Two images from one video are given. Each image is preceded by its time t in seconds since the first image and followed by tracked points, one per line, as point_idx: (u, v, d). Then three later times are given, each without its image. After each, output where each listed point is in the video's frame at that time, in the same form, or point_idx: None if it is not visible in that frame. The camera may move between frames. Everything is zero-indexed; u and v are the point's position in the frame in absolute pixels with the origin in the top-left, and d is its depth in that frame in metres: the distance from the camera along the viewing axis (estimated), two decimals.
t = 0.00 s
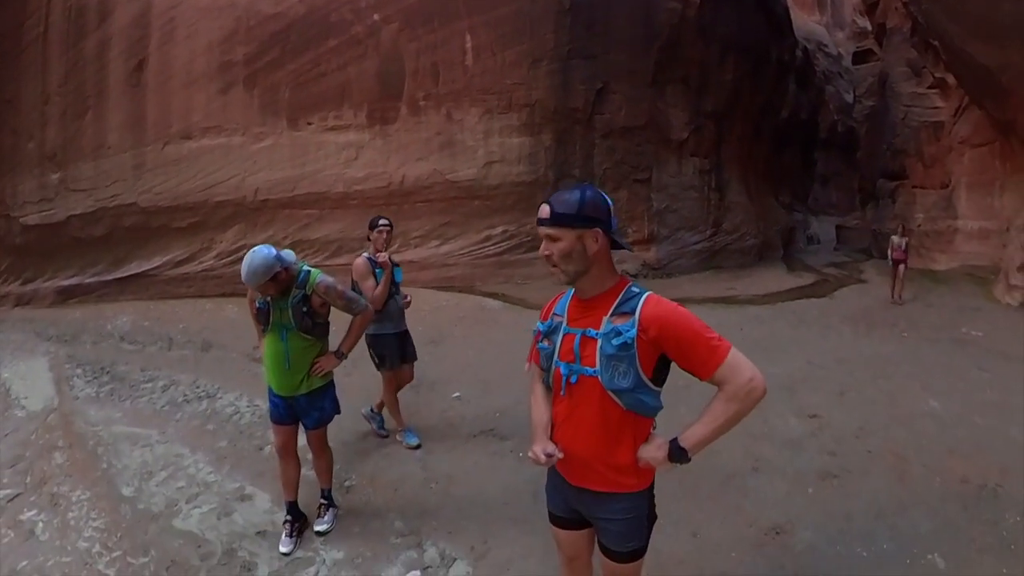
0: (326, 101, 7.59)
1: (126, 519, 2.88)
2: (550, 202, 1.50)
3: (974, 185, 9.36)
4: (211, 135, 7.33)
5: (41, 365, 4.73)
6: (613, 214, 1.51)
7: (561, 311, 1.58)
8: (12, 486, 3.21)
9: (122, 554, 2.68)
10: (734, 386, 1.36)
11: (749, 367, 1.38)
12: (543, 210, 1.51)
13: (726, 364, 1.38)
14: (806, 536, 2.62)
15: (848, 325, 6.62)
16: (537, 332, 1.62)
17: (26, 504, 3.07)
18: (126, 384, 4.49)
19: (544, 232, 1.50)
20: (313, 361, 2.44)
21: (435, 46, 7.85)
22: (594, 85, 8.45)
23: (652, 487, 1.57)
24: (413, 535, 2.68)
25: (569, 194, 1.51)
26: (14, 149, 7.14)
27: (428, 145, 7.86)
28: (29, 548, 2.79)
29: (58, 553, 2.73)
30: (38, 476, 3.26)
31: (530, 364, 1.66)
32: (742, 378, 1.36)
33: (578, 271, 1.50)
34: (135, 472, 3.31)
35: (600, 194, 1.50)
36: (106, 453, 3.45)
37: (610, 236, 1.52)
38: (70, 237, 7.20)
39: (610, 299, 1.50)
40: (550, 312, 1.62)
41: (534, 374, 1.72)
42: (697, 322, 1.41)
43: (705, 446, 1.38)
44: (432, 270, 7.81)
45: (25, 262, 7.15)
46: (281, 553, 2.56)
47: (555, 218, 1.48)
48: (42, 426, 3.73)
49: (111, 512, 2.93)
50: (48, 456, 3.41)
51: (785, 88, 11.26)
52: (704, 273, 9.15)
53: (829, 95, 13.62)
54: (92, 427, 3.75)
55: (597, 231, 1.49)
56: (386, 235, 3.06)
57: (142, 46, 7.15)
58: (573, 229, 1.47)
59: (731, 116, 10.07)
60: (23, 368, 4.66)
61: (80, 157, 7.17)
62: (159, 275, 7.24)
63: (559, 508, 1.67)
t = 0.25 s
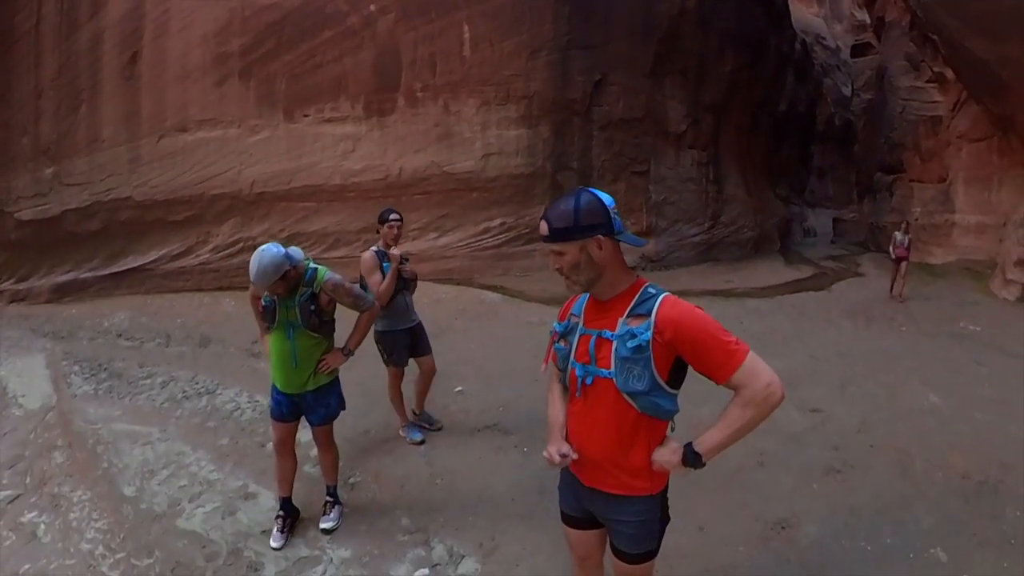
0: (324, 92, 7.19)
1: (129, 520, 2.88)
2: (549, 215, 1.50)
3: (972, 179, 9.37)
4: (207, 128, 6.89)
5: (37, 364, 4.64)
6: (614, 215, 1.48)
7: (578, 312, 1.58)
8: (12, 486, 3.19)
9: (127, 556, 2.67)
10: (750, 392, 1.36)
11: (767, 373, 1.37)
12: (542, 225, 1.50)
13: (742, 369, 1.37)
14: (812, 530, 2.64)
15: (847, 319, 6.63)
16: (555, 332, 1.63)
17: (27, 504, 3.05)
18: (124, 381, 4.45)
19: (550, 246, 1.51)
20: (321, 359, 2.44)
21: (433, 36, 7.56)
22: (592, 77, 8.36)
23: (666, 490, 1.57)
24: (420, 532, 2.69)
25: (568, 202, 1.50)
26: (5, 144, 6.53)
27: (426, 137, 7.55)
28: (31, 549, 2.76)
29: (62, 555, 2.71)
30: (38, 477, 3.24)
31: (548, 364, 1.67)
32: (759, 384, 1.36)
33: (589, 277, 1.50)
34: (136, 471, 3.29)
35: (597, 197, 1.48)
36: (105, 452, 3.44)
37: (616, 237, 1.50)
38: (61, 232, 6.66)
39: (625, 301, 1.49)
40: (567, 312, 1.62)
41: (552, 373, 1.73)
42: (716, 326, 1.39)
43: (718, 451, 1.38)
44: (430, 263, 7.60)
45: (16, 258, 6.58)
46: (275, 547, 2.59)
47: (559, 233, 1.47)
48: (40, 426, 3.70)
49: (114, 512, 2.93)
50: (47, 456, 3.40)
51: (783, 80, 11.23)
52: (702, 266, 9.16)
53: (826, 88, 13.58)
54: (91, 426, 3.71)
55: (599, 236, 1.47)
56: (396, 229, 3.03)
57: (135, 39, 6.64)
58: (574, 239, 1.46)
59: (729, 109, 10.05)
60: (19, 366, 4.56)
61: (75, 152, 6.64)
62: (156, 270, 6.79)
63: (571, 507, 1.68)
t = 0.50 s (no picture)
0: (320, 84, 6.84)
1: (132, 519, 2.87)
2: (563, 212, 1.49)
3: (970, 173, 9.37)
4: (202, 120, 6.52)
5: (34, 359, 4.53)
6: (628, 210, 1.48)
7: (594, 307, 1.59)
8: (12, 487, 3.18)
9: (131, 555, 2.68)
10: (766, 387, 1.35)
11: (785, 368, 1.37)
12: (557, 224, 1.50)
13: (759, 365, 1.37)
14: (817, 521, 2.65)
15: (846, 312, 6.64)
16: (572, 327, 1.63)
17: (29, 504, 3.05)
18: (123, 376, 4.38)
19: (567, 245, 1.51)
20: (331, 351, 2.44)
21: (431, 27, 7.27)
22: (592, 69, 8.23)
23: (682, 487, 1.57)
24: (428, 527, 2.71)
25: (580, 199, 1.50)
26: None
27: (423, 129, 7.27)
28: (35, 550, 2.78)
29: (65, 556, 2.72)
30: (38, 477, 3.23)
31: (564, 359, 1.68)
32: (777, 380, 1.35)
33: (605, 276, 1.50)
34: (138, 469, 3.26)
35: (610, 192, 1.47)
36: (106, 449, 3.39)
37: (631, 232, 1.49)
38: (56, 226, 6.32)
39: (642, 296, 1.49)
40: (583, 307, 1.63)
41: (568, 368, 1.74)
42: (733, 322, 1.39)
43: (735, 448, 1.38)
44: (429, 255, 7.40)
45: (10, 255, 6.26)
46: (264, 534, 2.65)
47: (578, 231, 1.47)
48: (40, 424, 3.66)
49: (117, 511, 2.91)
50: (47, 454, 3.37)
51: (781, 73, 11.20)
52: (700, 258, 9.17)
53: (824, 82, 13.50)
54: (91, 423, 3.65)
55: (613, 231, 1.47)
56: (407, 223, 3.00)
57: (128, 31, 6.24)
58: (589, 237, 1.47)
59: (727, 101, 10.02)
60: (14, 363, 4.46)
61: (69, 145, 6.28)
62: (151, 266, 6.47)
63: (586, 501, 1.69)
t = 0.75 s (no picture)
0: (317, 74, 6.78)
1: (135, 515, 2.86)
2: (575, 205, 1.49)
3: (967, 167, 9.41)
4: (198, 112, 6.40)
5: (32, 355, 4.46)
6: (639, 201, 1.49)
7: (604, 297, 1.60)
8: (12, 485, 3.09)
9: (135, 552, 2.66)
10: (777, 377, 1.37)
11: (795, 359, 1.39)
12: (569, 217, 1.50)
13: (770, 355, 1.39)
14: (818, 511, 2.68)
15: (844, 304, 6.67)
16: (580, 318, 1.64)
17: (29, 502, 2.98)
18: (121, 371, 4.35)
19: (579, 237, 1.51)
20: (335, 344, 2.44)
21: (427, 17, 7.21)
22: (590, 60, 8.20)
23: (691, 478, 1.59)
24: (433, 518, 2.72)
25: (591, 191, 1.50)
26: None
27: (420, 120, 7.23)
28: (37, 549, 2.72)
29: (68, 554, 2.68)
30: (38, 474, 3.15)
31: (573, 350, 1.69)
32: (787, 370, 1.37)
33: (618, 267, 1.51)
34: (139, 464, 3.25)
35: (621, 184, 1.48)
36: (106, 445, 3.37)
37: (642, 224, 1.50)
38: (48, 221, 6.08)
39: (652, 286, 1.51)
40: (592, 297, 1.64)
41: (575, 359, 1.75)
42: (744, 312, 1.41)
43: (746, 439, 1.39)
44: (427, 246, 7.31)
45: None
46: (270, 535, 2.64)
47: (591, 222, 1.48)
48: (39, 420, 3.57)
49: (119, 508, 2.90)
50: (47, 451, 3.29)
51: (779, 66, 11.18)
52: (697, 250, 9.18)
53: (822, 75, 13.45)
54: (90, 419, 3.62)
55: (626, 223, 1.47)
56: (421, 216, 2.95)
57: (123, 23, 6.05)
58: (601, 229, 1.47)
59: (725, 93, 10.01)
60: (11, 358, 4.39)
61: (63, 138, 6.05)
62: (148, 259, 6.31)
63: (595, 494, 1.71)
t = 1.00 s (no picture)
0: (314, 66, 6.75)
1: (136, 510, 2.87)
2: (581, 195, 1.50)
3: (963, 162, 9.45)
4: (193, 105, 6.36)
5: (29, 352, 4.45)
6: (644, 194, 1.51)
7: (606, 289, 1.61)
8: (11, 482, 3.09)
9: (136, 547, 2.68)
10: (780, 370, 1.39)
11: (797, 351, 1.41)
12: (573, 207, 1.51)
13: (773, 348, 1.41)
14: (815, 501, 2.70)
15: (840, 296, 6.70)
16: (582, 310, 1.65)
17: (30, 498, 2.98)
18: (119, 366, 4.35)
19: (583, 228, 1.52)
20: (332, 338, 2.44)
21: (424, 8, 7.16)
22: (587, 50, 8.17)
23: (692, 469, 1.61)
24: (434, 510, 2.73)
25: (598, 181, 1.51)
26: None
27: (417, 110, 7.21)
28: (38, 546, 2.72)
29: (69, 550, 2.68)
30: (38, 471, 3.14)
31: (574, 342, 1.70)
32: (789, 362, 1.39)
33: (621, 259, 1.52)
34: (139, 459, 3.26)
35: (627, 175, 1.50)
36: (105, 441, 3.37)
37: (647, 216, 1.52)
38: (43, 215, 6.03)
39: (655, 279, 1.52)
40: (593, 290, 1.64)
41: (576, 351, 1.77)
42: (747, 305, 1.43)
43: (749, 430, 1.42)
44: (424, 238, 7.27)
45: None
46: (291, 536, 2.59)
47: (597, 212, 1.49)
48: (38, 416, 3.57)
49: (120, 504, 2.90)
50: (46, 448, 3.30)
51: (777, 57, 11.15)
52: (694, 242, 9.20)
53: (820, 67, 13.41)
54: (89, 415, 3.62)
55: (632, 215, 1.49)
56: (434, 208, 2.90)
57: (117, 14, 5.99)
58: (607, 220, 1.48)
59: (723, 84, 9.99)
60: (8, 355, 4.38)
61: (57, 133, 5.98)
62: (143, 252, 6.29)
63: (596, 486, 1.72)
